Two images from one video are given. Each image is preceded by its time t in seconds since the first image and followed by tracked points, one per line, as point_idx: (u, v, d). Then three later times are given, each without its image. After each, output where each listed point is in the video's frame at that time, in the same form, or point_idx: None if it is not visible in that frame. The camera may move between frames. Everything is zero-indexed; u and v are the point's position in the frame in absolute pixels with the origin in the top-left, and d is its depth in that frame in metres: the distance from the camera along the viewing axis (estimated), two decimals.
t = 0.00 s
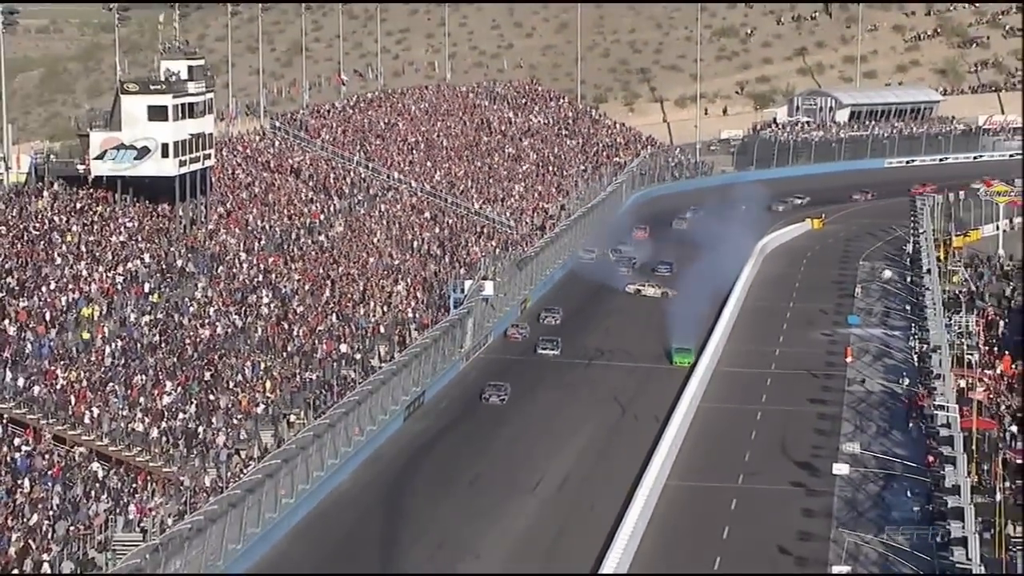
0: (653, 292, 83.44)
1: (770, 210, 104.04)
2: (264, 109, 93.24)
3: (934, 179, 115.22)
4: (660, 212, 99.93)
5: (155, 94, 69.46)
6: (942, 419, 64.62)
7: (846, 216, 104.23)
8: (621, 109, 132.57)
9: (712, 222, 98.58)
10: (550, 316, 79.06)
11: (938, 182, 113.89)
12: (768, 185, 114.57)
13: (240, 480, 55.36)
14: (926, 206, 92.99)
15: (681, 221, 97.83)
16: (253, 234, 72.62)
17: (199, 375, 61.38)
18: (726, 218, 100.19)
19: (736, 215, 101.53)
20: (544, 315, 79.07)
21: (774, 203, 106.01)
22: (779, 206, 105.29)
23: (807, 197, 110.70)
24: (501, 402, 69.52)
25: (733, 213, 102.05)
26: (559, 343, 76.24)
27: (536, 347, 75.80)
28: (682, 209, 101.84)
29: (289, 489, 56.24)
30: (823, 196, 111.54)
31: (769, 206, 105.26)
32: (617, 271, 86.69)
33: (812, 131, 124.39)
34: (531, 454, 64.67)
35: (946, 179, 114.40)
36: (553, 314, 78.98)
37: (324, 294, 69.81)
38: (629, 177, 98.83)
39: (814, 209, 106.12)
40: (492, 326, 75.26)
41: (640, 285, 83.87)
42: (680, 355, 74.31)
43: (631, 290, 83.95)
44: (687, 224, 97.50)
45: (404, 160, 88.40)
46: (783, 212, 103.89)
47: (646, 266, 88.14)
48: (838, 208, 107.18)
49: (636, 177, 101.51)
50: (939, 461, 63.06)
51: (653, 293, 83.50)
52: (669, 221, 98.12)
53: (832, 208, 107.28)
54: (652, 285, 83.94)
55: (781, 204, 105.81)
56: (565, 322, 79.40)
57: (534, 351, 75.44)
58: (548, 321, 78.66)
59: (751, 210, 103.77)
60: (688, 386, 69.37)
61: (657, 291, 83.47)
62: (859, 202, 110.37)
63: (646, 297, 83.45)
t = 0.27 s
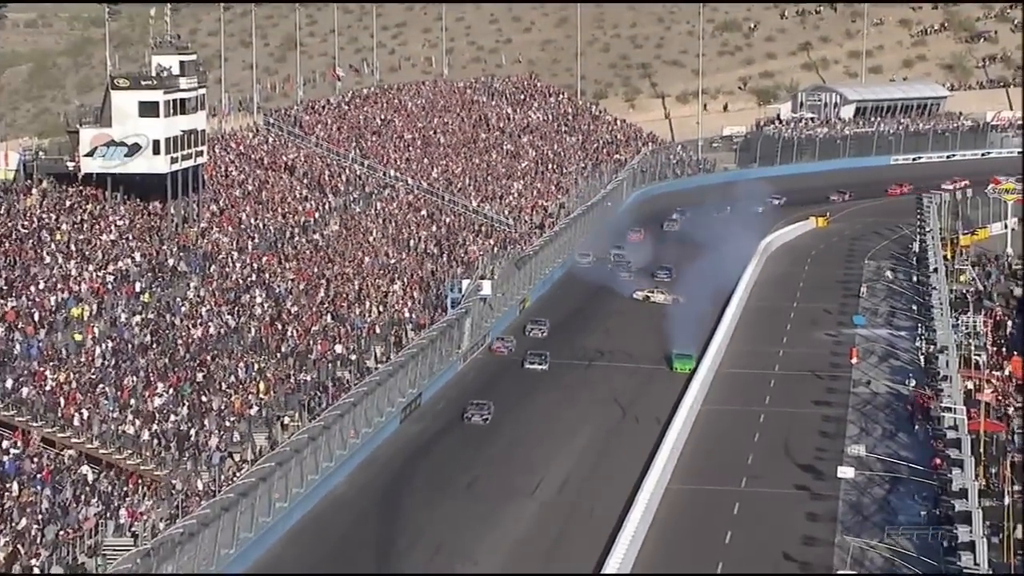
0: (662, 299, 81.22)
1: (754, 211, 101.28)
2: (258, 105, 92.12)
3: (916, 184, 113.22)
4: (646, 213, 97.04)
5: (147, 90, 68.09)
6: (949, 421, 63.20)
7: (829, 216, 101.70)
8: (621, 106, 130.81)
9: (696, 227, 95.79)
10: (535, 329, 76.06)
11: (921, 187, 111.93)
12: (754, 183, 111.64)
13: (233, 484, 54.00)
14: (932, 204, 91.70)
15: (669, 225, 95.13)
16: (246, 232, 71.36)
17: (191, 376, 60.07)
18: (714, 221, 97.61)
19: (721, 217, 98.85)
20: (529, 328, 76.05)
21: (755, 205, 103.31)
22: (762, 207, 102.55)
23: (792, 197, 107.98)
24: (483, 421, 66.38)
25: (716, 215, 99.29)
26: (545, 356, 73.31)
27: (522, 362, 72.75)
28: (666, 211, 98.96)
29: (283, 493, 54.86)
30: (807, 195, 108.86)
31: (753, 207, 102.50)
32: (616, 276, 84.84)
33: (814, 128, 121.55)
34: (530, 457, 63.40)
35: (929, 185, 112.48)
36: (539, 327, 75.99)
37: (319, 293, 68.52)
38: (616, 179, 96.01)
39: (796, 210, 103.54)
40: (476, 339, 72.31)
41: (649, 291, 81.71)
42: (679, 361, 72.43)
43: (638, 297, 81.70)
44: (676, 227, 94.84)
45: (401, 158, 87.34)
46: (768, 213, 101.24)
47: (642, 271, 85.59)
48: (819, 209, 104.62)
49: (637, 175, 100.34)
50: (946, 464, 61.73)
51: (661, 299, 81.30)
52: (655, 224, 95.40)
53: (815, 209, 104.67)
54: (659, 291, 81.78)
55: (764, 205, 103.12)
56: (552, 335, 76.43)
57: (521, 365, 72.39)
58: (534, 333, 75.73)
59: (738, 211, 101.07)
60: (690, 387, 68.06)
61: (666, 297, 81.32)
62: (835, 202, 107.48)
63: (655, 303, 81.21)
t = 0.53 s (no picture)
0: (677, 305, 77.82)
1: (740, 210, 97.53)
2: (248, 96, 89.62)
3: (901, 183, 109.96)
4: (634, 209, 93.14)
5: (131, 80, 65.80)
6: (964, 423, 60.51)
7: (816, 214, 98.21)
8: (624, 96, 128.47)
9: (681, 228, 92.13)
10: (519, 343, 72.06)
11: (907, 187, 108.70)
12: (742, 179, 107.66)
13: (221, 490, 51.60)
14: (948, 199, 89.30)
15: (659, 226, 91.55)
16: (235, 228, 68.94)
17: (177, 377, 57.62)
18: (703, 220, 93.98)
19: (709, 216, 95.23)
20: (512, 342, 72.01)
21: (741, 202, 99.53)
22: (748, 205, 98.85)
23: (779, 194, 104.21)
24: (463, 446, 62.04)
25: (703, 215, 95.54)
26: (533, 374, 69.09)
27: (507, 379, 68.63)
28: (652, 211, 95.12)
29: (274, 498, 52.50)
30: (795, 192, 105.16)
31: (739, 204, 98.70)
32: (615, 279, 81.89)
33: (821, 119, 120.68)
34: (529, 462, 61.04)
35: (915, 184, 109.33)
36: (523, 341, 71.97)
37: (310, 292, 66.20)
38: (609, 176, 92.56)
39: (782, 207, 99.91)
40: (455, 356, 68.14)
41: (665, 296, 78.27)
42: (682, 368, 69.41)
43: (651, 304, 78.32)
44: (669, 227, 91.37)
45: (395, 151, 84.85)
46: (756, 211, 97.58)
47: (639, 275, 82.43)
48: (805, 206, 101.01)
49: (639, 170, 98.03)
50: (962, 469, 59.44)
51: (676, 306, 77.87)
52: (644, 224, 91.79)
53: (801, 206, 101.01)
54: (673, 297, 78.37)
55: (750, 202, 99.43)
56: (538, 350, 72.31)
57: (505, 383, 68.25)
58: (518, 348, 71.71)
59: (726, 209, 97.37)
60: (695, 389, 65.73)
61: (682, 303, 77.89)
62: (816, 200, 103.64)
63: (671, 310, 77.75)
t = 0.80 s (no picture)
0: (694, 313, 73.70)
1: (728, 208, 92.91)
2: (234, 85, 86.45)
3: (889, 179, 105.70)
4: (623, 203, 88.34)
5: (111, 68, 63.06)
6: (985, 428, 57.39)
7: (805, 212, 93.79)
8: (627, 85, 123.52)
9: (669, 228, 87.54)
10: (501, 362, 67.31)
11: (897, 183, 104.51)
12: (732, 176, 102.86)
13: (204, 498, 48.80)
14: (968, 194, 86.38)
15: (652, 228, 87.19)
16: (220, 224, 65.87)
17: (159, 380, 54.75)
18: (692, 222, 89.50)
19: (697, 216, 90.71)
20: (493, 360, 67.28)
21: (728, 199, 94.85)
22: (737, 201, 94.20)
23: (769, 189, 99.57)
24: (440, 476, 56.97)
25: (690, 214, 90.94)
26: (518, 395, 64.25)
27: (488, 401, 63.84)
28: (638, 209, 90.39)
29: (262, 508, 49.71)
30: (785, 188, 100.56)
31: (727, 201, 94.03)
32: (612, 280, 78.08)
33: (836, 109, 118.14)
34: (528, 469, 58.16)
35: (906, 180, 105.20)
36: (505, 359, 67.22)
37: (299, 290, 63.33)
38: (601, 176, 88.30)
39: (769, 204, 95.35)
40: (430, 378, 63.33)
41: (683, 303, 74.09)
42: (686, 378, 65.72)
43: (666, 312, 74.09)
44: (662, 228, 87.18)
45: (388, 142, 81.69)
46: (745, 210, 93.08)
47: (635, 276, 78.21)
48: (793, 203, 96.47)
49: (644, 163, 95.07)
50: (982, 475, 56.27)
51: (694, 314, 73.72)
52: (635, 223, 87.36)
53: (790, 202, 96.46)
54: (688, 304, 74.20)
55: (738, 198, 94.81)
56: (521, 367, 67.51)
57: (485, 406, 63.48)
58: (499, 366, 66.93)
59: (715, 208, 92.76)
60: (702, 392, 62.86)
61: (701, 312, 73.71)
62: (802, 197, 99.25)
63: (688, 319, 73.51)
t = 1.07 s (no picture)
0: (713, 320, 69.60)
1: (715, 207, 88.44)
2: (217, 71, 83.13)
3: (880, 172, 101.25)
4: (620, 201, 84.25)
5: (87, 53, 61.21)
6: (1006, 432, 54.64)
7: (797, 209, 89.44)
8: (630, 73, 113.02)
9: (658, 227, 83.12)
10: (479, 383, 62.52)
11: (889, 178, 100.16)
12: (720, 170, 98.26)
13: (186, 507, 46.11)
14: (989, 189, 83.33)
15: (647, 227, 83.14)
16: (202, 217, 62.67)
17: (138, 382, 51.87)
18: (683, 223, 85.17)
19: (686, 217, 86.31)
20: (469, 380, 62.50)
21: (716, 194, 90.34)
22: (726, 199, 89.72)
23: (757, 184, 95.01)
24: (412, 511, 51.90)
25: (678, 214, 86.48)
26: (497, 420, 59.43)
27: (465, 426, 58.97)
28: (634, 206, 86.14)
29: (246, 516, 47.08)
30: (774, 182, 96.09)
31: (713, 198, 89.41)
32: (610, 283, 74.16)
33: (852, 95, 114.52)
34: (526, 476, 55.29)
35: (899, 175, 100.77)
36: (483, 380, 62.39)
37: (286, 289, 60.32)
38: (601, 170, 84.37)
39: (758, 200, 90.87)
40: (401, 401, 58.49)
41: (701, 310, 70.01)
42: (690, 387, 62.25)
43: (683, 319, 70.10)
44: (661, 227, 83.12)
45: (379, 131, 78.38)
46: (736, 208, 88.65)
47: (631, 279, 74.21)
48: (782, 199, 91.99)
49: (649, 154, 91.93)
50: (1005, 482, 53.19)
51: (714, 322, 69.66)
52: (631, 221, 83.27)
53: (779, 198, 92.00)
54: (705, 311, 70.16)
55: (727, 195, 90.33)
56: (500, 389, 62.77)
57: (462, 429, 58.81)
58: (475, 387, 62.24)
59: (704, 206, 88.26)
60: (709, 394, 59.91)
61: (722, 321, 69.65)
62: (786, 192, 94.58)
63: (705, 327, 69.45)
